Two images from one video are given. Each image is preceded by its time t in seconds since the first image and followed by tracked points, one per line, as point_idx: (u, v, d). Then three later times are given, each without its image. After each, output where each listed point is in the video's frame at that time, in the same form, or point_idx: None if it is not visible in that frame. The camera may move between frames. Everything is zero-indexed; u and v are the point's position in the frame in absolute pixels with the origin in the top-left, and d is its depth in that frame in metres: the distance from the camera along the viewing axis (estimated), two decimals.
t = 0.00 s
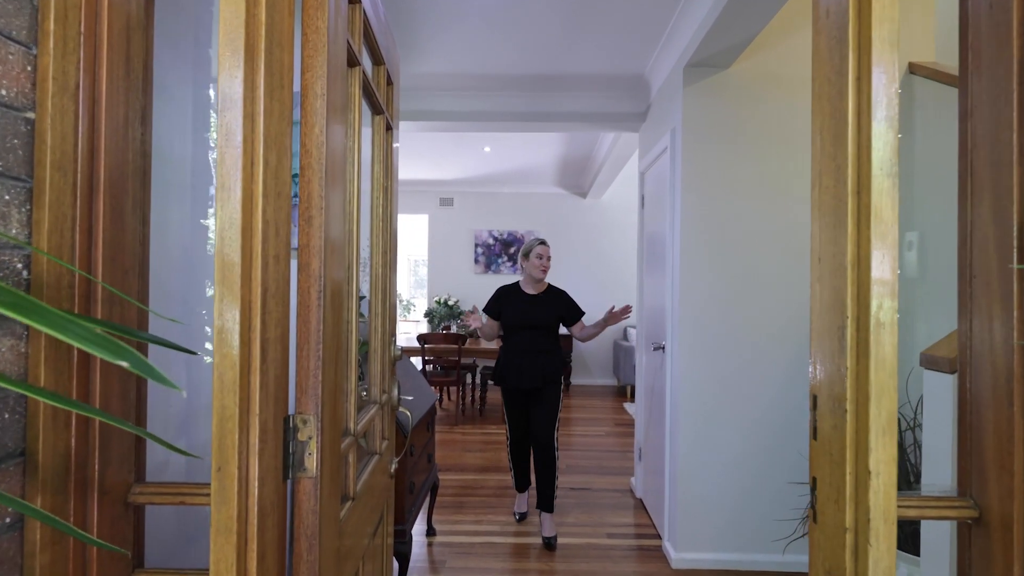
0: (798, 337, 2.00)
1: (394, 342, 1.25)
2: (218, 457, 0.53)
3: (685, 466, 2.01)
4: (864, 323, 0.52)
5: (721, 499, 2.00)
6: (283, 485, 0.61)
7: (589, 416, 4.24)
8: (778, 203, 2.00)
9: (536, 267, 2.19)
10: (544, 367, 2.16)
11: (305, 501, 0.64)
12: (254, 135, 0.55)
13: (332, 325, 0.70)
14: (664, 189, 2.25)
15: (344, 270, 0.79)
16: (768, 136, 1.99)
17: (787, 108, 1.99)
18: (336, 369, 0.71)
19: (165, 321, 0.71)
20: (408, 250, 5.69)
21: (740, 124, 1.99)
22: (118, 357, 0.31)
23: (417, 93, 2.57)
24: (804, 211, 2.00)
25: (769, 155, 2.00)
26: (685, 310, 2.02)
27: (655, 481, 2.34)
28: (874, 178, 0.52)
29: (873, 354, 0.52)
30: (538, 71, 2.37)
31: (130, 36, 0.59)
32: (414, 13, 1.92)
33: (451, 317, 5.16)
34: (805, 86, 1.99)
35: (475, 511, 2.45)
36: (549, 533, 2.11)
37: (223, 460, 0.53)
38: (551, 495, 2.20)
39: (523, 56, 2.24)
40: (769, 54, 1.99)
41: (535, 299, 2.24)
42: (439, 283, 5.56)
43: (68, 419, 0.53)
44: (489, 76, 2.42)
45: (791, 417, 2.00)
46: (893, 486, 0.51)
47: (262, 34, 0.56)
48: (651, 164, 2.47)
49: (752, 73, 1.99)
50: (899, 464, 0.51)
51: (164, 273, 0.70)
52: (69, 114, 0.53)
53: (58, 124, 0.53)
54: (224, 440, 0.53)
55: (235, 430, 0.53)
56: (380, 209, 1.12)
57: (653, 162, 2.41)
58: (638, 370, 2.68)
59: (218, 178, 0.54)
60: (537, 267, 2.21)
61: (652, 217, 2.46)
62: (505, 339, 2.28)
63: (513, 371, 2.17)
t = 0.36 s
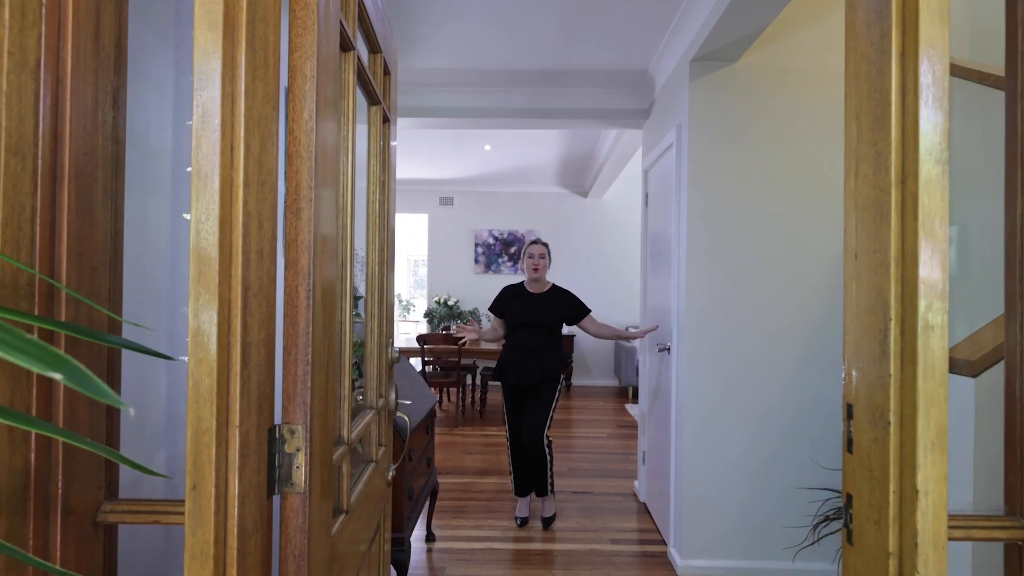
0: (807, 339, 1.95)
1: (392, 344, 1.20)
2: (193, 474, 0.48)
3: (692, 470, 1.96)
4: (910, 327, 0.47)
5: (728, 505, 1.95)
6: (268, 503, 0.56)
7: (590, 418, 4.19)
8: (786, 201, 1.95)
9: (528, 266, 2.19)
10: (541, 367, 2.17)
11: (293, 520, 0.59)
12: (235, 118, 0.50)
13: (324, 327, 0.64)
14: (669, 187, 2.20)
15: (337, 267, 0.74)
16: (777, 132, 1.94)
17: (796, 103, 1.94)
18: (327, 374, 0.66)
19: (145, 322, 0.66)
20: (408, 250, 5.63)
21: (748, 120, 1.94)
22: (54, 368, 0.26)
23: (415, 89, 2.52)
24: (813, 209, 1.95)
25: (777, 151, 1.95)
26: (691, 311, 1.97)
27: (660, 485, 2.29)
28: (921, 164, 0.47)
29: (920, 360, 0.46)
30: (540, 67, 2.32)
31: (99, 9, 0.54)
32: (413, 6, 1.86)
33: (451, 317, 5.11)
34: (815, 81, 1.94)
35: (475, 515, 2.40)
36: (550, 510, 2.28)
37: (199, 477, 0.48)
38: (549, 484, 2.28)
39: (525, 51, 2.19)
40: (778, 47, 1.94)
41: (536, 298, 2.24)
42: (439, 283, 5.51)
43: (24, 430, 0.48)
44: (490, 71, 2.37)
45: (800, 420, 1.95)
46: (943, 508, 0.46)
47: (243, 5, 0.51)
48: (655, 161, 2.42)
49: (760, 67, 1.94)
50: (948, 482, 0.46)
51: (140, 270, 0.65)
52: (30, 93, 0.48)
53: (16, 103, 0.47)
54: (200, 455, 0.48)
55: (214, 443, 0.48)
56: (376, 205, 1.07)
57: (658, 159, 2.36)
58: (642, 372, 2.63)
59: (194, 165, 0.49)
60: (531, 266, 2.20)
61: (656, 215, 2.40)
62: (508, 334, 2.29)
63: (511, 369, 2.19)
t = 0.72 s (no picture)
0: (815, 341, 1.90)
1: (385, 347, 1.14)
2: (153, 500, 0.43)
3: (696, 476, 1.90)
4: (961, 338, 0.44)
5: (734, 511, 1.90)
6: (242, 528, 0.50)
7: (591, 420, 4.14)
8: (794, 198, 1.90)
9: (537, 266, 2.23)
10: (551, 365, 2.15)
11: (271, 545, 0.53)
12: (202, 99, 0.45)
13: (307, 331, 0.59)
14: (672, 184, 2.15)
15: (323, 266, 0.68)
16: (783, 128, 1.89)
17: (804, 98, 1.89)
18: (311, 383, 0.61)
19: (112, 326, 0.61)
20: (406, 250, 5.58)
21: (754, 115, 1.89)
22: None
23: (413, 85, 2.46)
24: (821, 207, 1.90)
25: (784, 148, 1.90)
26: (696, 312, 1.92)
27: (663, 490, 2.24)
28: (974, 152, 0.44)
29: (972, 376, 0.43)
30: (540, 63, 2.27)
31: None
32: None
33: (450, 317, 5.05)
34: (823, 76, 1.89)
35: (474, 521, 2.34)
36: (576, 507, 2.33)
37: (160, 504, 0.43)
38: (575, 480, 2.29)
39: (525, 46, 2.14)
40: (785, 41, 1.89)
41: (546, 298, 2.23)
42: (438, 283, 5.45)
43: None
44: (489, 67, 2.31)
45: (808, 424, 1.90)
46: (999, 535, 0.43)
47: None
48: (658, 158, 2.36)
49: (767, 62, 1.89)
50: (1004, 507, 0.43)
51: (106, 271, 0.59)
52: None
53: None
54: (161, 478, 0.43)
55: (178, 465, 0.43)
56: (369, 201, 1.01)
57: (661, 156, 2.30)
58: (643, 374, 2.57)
59: (154, 152, 0.44)
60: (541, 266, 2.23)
61: (659, 214, 2.35)
62: (520, 336, 2.30)
63: (521, 368, 2.18)
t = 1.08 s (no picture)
0: (824, 343, 1.86)
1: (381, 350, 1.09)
2: (108, 531, 0.38)
3: (702, 481, 1.86)
4: None
5: (741, 517, 1.85)
6: (214, 557, 0.45)
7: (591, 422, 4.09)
8: (802, 196, 1.85)
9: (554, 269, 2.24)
10: (577, 366, 2.16)
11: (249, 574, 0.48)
12: (165, 77, 0.40)
13: (290, 335, 0.54)
14: (677, 182, 2.10)
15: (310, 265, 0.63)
16: (791, 124, 1.85)
17: (813, 94, 1.85)
18: (296, 391, 0.56)
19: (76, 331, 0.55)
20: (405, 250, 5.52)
21: (762, 110, 1.84)
22: None
23: (411, 81, 2.41)
24: (831, 205, 1.85)
25: (792, 145, 1.85)
26: (701, 313, 1.87)
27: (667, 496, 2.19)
28: None
29: None
30: (540, 58, 2.22)
31: None
32: None
33: (449, 318, 5.00)
34: (832, 70, 1.85)
35: (473, 527, 2.29)
36: (581, 513, 2.28)
37: (115, 535, 0.38)
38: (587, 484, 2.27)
39: (525, 41, 2.09)
40: (794, 34, 1.84)
41: (567, 300, 2.23)
42: (437, 283, 5.40)
43: None
44: (488, 63, 2.26)
45: (817, 428, 1.85)
46: None
47: None
48: (662, 156, 2.31)
49: (775, 56, 1.84)
50: None
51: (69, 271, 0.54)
52: None
53: None
54: (116, 507, 0.37)
55: (137, 492, 0.38)
56: (363, 196, 0.96)
57: (665, 153, 2.25)
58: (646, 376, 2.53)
59: (109, 136, 0.38)
60: (558, 269, 2.25)
61: (662, 213, 2.30)
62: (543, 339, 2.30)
63: (546, 371, 2.18)
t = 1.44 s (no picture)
0: (833, 345, 1.81)
1: (380, 354, 1.04)
2: (58, 568, 0.33)
3: (709, 486, 1.82)
4: None
5: (749, 524, 1.81)
6: None
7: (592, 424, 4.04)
8: (811, 195, 1.82)
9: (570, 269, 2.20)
10: (585, 368, 2.13)
11: None
12: (127, 50, 0.35)
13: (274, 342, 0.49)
14: (682, 180, 2.05)
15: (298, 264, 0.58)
16: (800, 121, 1.81)
17: (822, 90, 1.81)
18: (281, 402, 0.51)
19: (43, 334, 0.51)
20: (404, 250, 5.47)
21: (770, 106, 1.81)
22: None
23: (411, 77, 2.36)
24: (840, 204, 1.82)
25: (799, 142, 1.81)
26: (706, 314, 1.83)
27: (673, 501, 2.14)
28: None
29: None
30: (542, 54, 2.17)
31: None
32: None
33: (449, 319, 4.95)
34: (843, 66, 1.81)
35: (473, 533, 2.24)
36: (581, 519, 2.22)
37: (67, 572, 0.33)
38: (591, 491, 2.20)
39: (526, 36, 2.03)
40: (803, 29, 1.80)
41: (578, 301, 2.21)
42: (436, 283, 5.34)
43: None
44: (489, 59, 2.21)
45: (827, 433, 1.81)
46: None
47: None
48: (666, 153, 2.26)
49: (783, 51, 1.80)
50: None
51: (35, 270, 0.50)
52: None
53: None
54: (68, 541, 0.33)
55: (91, 525, 0.33)
56: (359, 192, 0.91)
57: (670, 150, 2.20)
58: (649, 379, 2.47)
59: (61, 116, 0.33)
60: (574, 269, 2.20)
61: (667, 212, 2.25)
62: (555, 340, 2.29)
63: (556, 373, 2.17)
